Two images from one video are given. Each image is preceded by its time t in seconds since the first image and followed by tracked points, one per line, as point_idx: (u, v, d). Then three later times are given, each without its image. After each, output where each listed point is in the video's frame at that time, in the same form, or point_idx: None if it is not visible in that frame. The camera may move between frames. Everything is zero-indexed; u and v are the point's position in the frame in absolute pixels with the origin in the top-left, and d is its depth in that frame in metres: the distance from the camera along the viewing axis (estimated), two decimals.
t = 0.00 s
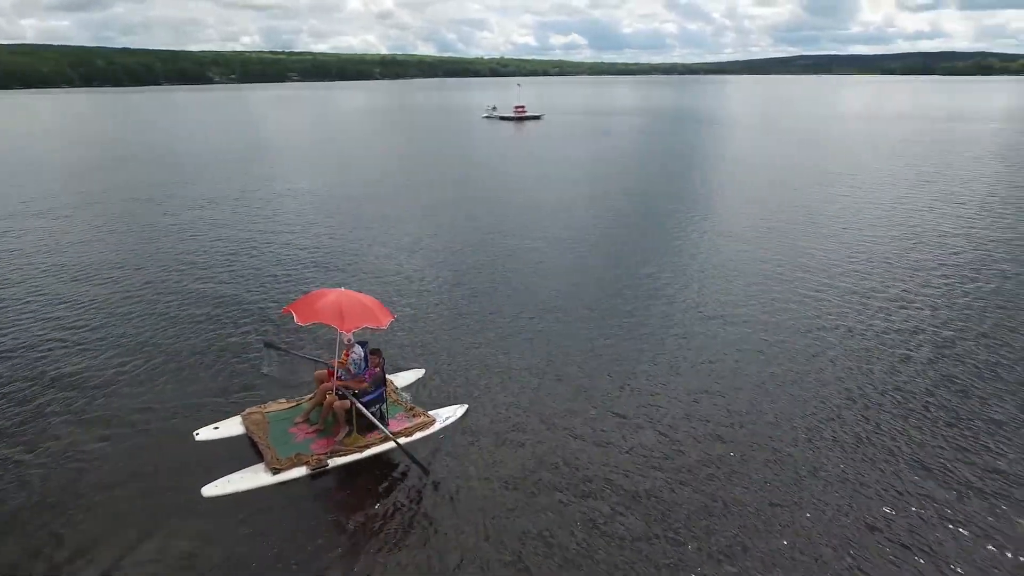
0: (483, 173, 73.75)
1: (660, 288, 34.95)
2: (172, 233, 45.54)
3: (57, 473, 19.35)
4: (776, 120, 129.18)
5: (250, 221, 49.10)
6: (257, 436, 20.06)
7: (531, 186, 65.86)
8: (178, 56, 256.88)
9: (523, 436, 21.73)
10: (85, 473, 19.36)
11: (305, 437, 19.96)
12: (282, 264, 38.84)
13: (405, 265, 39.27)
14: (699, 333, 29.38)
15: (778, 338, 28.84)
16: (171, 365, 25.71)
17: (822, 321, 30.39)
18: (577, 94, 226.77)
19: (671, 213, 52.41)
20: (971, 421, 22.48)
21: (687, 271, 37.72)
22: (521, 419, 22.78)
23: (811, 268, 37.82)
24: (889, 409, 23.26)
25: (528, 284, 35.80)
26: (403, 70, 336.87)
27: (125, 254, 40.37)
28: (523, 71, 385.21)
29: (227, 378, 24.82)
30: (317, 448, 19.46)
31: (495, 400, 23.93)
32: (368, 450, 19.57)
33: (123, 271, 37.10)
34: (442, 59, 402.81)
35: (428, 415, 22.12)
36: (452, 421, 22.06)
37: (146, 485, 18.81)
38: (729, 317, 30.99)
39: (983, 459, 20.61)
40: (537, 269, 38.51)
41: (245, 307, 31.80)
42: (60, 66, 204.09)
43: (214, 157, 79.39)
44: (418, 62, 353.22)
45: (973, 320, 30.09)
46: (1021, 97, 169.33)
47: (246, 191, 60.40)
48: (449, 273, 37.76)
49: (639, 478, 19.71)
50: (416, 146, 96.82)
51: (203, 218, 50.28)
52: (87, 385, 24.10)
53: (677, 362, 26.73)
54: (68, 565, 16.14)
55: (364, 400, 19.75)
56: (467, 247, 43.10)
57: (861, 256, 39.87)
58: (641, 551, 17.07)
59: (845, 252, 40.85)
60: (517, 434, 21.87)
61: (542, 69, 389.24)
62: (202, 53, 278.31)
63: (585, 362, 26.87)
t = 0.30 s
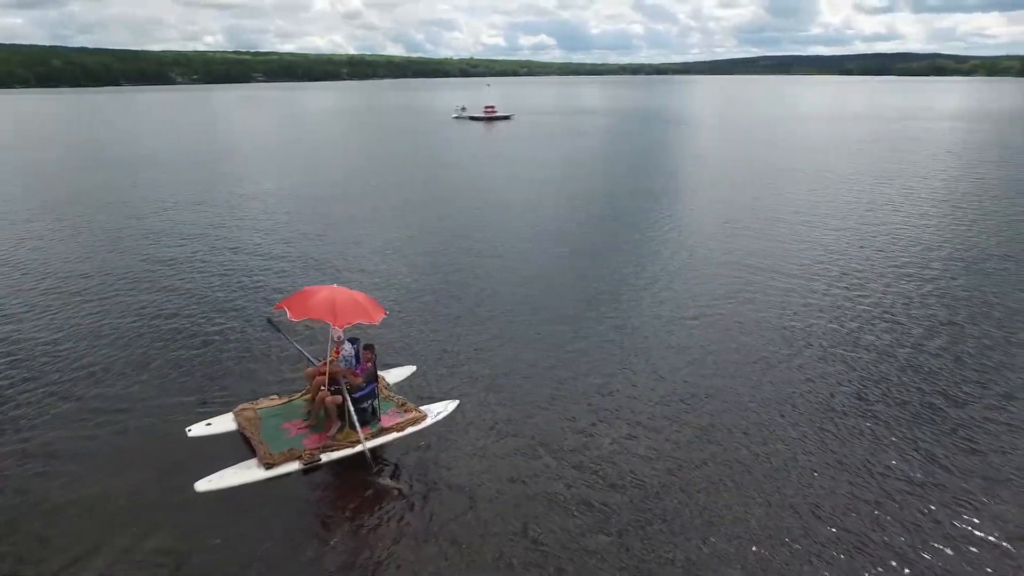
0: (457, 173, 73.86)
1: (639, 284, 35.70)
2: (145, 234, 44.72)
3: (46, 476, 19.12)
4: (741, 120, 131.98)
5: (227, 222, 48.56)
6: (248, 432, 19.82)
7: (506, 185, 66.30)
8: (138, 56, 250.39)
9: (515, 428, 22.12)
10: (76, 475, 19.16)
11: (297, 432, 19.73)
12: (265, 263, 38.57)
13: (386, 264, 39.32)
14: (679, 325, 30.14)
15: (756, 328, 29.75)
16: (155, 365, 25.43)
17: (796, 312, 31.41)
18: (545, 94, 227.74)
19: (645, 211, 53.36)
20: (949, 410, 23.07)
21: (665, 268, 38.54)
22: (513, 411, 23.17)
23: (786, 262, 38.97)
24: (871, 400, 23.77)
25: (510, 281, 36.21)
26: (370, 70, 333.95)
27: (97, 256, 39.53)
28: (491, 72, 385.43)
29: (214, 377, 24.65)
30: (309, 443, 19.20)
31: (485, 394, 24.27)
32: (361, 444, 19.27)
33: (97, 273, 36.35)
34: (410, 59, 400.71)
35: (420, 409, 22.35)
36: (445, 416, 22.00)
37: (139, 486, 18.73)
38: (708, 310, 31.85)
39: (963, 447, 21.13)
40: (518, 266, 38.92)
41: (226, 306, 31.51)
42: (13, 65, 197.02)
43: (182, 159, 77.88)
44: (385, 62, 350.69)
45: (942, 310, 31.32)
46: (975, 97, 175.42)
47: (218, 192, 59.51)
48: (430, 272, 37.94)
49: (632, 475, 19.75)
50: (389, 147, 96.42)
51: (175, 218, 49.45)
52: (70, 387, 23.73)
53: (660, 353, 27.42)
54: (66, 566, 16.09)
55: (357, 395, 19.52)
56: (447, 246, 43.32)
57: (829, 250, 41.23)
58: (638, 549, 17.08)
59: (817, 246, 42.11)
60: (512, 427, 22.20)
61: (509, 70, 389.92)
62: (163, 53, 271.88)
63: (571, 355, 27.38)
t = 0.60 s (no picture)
0: (431, 173, 73.90)
1: (617, 279, 36.52)
2: (117, 236, 43.97)
3: (37, 474, 19.06)
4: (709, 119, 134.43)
5: (203, 222, 47.95)
6: (241, 428, 20.33)
7: (481, 184, 66.58)
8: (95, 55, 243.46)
9: (505, 418, 22.66)
10: (67, 473, 19.12)
11: (290, 428, 20.29)
12: (244, 263, 38.34)
13: (366, 263, 39.45)
14: (658, 317, 31.02)
15: (731, 318, 30.78)
16: (140, 364, 25.32)
17: (769, 303, 32.56)
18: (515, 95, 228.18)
19: (619, 209, 54.32)
20: (923, 399, 23.75)
21: (642, 263, 39.47)
22: (502, 402, 23.71)
23: (760, 256, 40.18)
24: (849, 392, 24.31)
25: (490, 278, 36.72)
26: (337, 70, 330.22)
27: (69, 258, 38.82)
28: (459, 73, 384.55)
29: (201, 374, 24.68)
30: (302, 437, 19.79)
31: (474, 386, 24.75)
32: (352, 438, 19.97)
33: (71, 275, 35.76)
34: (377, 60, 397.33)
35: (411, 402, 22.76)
36: (434, 410, 22.60)
37: (133, 482, 18.79)
38: (685, 303, 32.78)
39: (940, 435, 21.75)
40: (497, 264, 39.44)
41: (208, 305, 31.36)
42: None
43: (149, 159, 76.31)
44: (352, 62, 347.30)
45: (907, 300, 32.72)
46: (931, 97, 181.23)
47: (189, 193, 58.63)
48: (411, 269, 38.22)
49: (624, 474, 19.76)
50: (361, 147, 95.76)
51: (147, 219, 48.67)
52: (54, 387, 23.50)
53: (641, 344, 28.25)
54: (61, 561, 16.10)
55: (349, 390, 20.46)
56: (426, 244, 43.57)
57: (798, 244, 42.64)
58: (637, 548, 17.06)
59: (788, 241, 43.45)
60: (501, 417, 22.68)
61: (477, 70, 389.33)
62: (122, 53, 264.74)
63: (556, 347, 28.02)
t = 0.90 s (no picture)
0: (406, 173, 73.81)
1: (596, 274, 37.27)
2: (87, 237, 43.09)
3: (27, 474, 18.91)
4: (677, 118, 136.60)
5: (177, 223, 47.22)
6: (233, 424, 20.60)
7: (456, 184, 66.85)
8: (51, 54, 236.07)
9: (494, 407, 23.15)
10: (58, 471, 19.03)
11: (283, 422, 20.64)
12: (223, 262, 38.02)
13: (346, 261, 39.51)
14: (638, 309, 31.81)
15: (708, 309, 31.69)
16: (124, 363, 25.14)
17: (743, 294, 33.61)
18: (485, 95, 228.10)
19: (594, 206, 55.17)
20: (893, 382, 24.76)
21: (619, 258, 40.26)
22: (490, 392, 24.19)
23: (735, 250, 41.27)
24: (830, 381, 24.82)
25: (471, 275, 37.16)
26: (304, 70, 325.91)
27: (39, 260, 38.00)
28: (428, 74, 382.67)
29: (188, 371, 24.63)
30: (296, 431, 20.16)
31: (461, 378, 25.19)
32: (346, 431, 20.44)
33: (43, 276, 35.06)
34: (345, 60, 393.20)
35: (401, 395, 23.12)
36: (425, 402, 23.05)
37: (126, 479, 18.79)
38: (663, 295, 33.64)
39: (920, 422, 22.29)
40: (477, 261, 39.86)
41: (189, 303, 31.16)
42: None
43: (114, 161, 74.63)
44: (320, 62, 343.14)
45: (875, 290, 34.00)
46: (891, 97, 186.57)
47: (160, 194, 57.65)
48: (392, 267, 38.43)
49: (617, 470, 19.78)
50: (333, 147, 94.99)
51: (117, 220, 47.74)
52: (37, 388, 23.23)
53: (623, 335, 28.98)
54: (58, 558, 16.08)
55: (341, 383, 20.81)
56: (404, 242, 43.71)
57: (768, 238, 43.88)
58: (634, 543, 17.07)
59: (760, 235, 44.71)
60: (491, 408, 23.10)
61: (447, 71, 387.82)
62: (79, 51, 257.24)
63: (540, 339, 28.58)
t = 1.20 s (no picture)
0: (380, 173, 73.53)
1: (574, 270, 37.88)
2: (56, 239, 42.26)
3: (15, 475, 18.82)
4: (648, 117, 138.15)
5: (147, 224, 46.44)
6: (222, 421, 20.51)
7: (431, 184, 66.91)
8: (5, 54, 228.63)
9: (481, 400, 23.57)
10: (47, 473, 18.96)
11: (272, 418, 20.66)
12: (198, 262, 37.64)
13: (325, 260, 39.48)
14: (617, 303, 32.53)
15: (685, 302, 32.54)
16: (106, 364, 24.96)
17: (718, 287, 34.54)
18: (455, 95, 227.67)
19: (569, 205, 55.81)
20: (864, 369, 25.73)
21: (597, 254, 40.93)
22: (476, 385, 24.62)
23: (707, 245, 42.24)
24: (806, 371, 25.60)
25: (452, 272, 37.46)
26: (271, 70, 321.07)
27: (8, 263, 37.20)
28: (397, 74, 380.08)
29: (173, 371, 24.58)
30: (287, 426, 20.24)
31: (448, 372, 25.55)
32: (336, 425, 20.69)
33: (15, 279, 34.39)
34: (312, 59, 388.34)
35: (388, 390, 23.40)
36: (412, 395, 23.38)
37: (117, 478, 18.82)
38: (641, 290, 34.40)
39: (894, 408, 23.08)
40: (457, 259, 40.14)
41: (168, 303, 30.91)
42: None
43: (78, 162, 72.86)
44: (286, 62, 338.36)
45: (842, 282, 35.24)
46: (851, 97, 191.40)
47: (129, 195, 56.63)
48: (372, 265, 38.51)
49: (606, 464, 20.06)
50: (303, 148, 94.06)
51: (86, 222, 46.82)
52: (18, 390, 22.98)
53: (604, 328, 29.63)
54: (51, 558, 16.08)
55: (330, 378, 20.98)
56: (383, 241, 43.78)
57: (740, 233, 45.02)
58: (626, 534, 17.34)
59: (733, 231, 45.82)
60: (478, 401, 23.51)
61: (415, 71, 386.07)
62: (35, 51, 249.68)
63: (523, 333, 29.07)
